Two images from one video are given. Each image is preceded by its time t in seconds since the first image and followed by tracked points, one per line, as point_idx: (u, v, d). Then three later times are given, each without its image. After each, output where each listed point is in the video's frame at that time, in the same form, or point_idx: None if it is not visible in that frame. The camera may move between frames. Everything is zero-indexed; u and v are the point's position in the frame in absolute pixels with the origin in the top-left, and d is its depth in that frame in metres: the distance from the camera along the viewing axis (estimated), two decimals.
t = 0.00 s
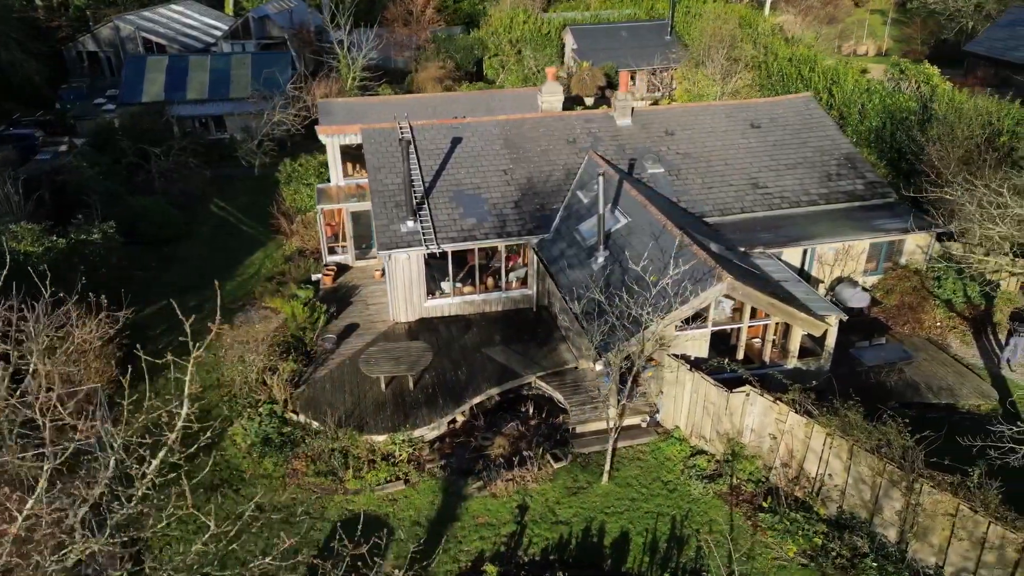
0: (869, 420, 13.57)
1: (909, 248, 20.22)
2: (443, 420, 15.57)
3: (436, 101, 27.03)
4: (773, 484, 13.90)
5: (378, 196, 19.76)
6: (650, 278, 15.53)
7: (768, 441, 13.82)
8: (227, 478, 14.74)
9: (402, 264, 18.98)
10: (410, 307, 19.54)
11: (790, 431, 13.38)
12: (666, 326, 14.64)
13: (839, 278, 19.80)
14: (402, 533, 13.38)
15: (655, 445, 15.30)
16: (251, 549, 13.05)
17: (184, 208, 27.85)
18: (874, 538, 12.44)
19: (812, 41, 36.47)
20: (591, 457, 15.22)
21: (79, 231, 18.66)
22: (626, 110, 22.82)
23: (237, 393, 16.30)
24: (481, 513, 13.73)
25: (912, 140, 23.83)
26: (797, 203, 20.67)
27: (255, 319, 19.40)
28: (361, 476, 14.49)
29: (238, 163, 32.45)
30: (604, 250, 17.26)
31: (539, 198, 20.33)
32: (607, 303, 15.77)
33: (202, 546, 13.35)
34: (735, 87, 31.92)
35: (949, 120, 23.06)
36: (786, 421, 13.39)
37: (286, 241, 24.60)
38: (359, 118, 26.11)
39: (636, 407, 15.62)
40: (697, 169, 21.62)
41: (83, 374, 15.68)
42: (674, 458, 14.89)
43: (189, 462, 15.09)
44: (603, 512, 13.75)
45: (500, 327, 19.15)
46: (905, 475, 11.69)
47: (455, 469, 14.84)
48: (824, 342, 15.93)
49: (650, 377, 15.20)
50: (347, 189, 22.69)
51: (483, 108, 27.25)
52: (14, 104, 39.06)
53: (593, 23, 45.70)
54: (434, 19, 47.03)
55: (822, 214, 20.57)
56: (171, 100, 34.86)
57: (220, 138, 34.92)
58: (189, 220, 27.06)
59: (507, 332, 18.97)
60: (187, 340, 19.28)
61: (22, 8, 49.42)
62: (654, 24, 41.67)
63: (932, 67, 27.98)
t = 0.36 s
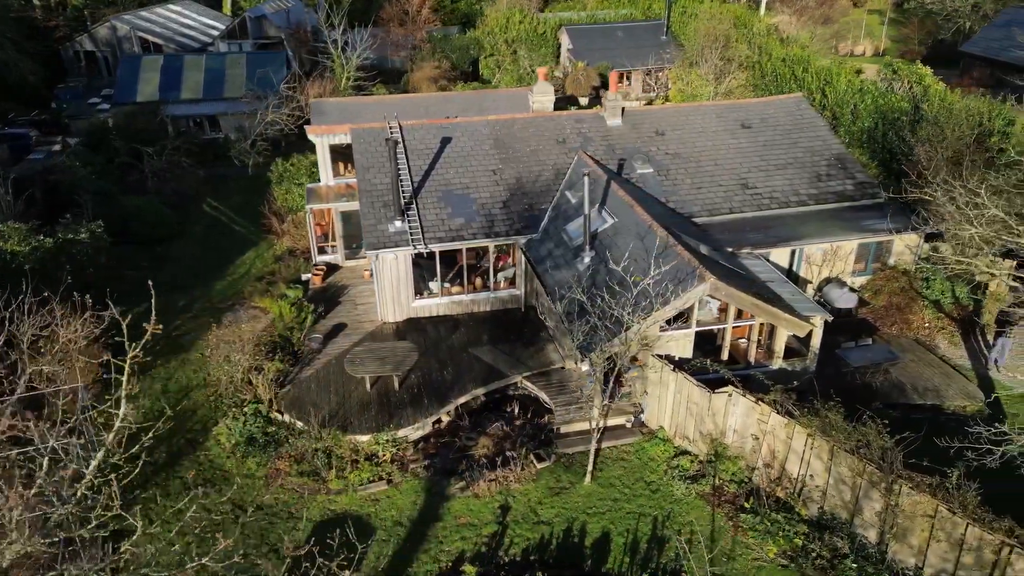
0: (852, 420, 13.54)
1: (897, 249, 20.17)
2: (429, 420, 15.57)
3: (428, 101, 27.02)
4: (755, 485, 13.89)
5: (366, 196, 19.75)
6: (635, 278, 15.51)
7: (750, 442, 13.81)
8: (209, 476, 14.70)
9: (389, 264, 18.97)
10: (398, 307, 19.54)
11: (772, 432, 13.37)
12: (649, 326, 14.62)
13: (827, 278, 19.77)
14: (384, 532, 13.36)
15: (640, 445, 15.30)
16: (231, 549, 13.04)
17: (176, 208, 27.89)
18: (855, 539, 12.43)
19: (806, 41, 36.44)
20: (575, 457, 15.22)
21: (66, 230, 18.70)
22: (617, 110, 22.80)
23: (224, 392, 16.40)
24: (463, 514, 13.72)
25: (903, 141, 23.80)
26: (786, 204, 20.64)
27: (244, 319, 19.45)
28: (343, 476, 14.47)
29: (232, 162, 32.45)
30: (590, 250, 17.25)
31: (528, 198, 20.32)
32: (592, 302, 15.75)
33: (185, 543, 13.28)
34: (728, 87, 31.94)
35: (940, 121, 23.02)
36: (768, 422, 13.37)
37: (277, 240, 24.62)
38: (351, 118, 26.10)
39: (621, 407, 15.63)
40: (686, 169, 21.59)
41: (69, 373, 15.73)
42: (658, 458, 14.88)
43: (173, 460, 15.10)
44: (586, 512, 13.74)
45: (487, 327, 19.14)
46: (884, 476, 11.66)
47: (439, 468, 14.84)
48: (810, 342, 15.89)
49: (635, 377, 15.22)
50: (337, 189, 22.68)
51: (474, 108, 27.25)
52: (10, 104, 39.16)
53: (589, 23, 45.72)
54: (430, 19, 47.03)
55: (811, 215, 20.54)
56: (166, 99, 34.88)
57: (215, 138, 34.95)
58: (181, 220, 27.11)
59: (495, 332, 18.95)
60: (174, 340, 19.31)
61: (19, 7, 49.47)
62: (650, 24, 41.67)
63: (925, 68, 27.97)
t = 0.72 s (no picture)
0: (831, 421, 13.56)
1: (886, 250, 20.13)
2: (413, 420, 15.58)
3: (420, 101, 27.03)
4: (737, 485, 13.88)
5: (353, 196, 19.76)
6: (619, 279, 15.50)
7: (732, 443, 13.81)
8: (190, 476, 14.69)
9: (375, 264, 18.96)
10: (386, 307, 19.54)
11: (753, 433, 13.36)
12: (631, 327, 14.62)
13: (815, 279, 19.75)
14: (363, 532, 13.33)
15: (622, 446, 15.29)
16: (212, 548, 13.01)
17: (167, 208, 27.91)
18: (834, 540, 12.42)
19: (801, 41, 36.42)
20: (558, 457, 15.22)
21: (53, 231, 18.74)
22: (606, 111, 22.80)
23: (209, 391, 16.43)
24: (444, 514, 13.70)
25: (893, 141, 23.77)
26: (774, 204, 20.62)
27: (232, 319, 19.46)
28: (325, 476, 14.46)
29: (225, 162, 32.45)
30: (575, 251, 17.24)
31: (516, 199, 20.31)
32: (576, 303, 15.74)
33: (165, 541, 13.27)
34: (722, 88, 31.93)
35: (930, 122, 22.99)
36: (749, 423, 13.37)
37: (267, 240, 24.63)
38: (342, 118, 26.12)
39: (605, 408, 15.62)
40: (675, 169, 21.58)
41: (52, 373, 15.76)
42: (641, 459, 14.87)
43: (156, 460, 15.11)
44: (566, 513, 13.74)
45: (474, 327, 19.13)
46: (862, 476, 11.64)
47: (421, 468, 14.82)
48: (794, 343, 15.87)
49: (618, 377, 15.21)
50: (326, 189, 22.69)
51: (466, 108, 27.25)
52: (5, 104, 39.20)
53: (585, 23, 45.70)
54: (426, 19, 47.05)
55: (800, 215, 20.52)
56: (160, 99, 34.90)
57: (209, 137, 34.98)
58: (173, 220, 27.13)
59: (481, 332, 18.93)
60: (160, 340, 19.31)
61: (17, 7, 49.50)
62: (645, 24, 41.65)
63: (917, 68, 27.96)
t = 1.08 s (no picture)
0: (810, 421, 13.55)
1: (873, 251, 20.07)
2: (396, 420, 15.58)
3: (411, 101, 27.03)
4: (717, 486, 13.86)
5: (340, 196, 19.76)
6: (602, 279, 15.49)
7: (712, 444, 13.80)
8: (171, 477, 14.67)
9: (361, 264, 18.97)
10: (372, 307, 19.54)
11: (732, 433, 13.35)
12: (613, 327, 14.61)
13: (802, 280, 19.72)
14: (343, 531, 13.32)
15: (605, 446, 15.30)
16: (191, 548, 13.02)
17: (159, 209, 27.95)
18: (813, 541, 12.39)
19: (795, 42, 36.40)
20: (540, 458, 15.22)
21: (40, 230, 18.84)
22: (595, 111, 22.79)
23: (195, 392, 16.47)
24: (424, 514, 13.70)
25: (884, 141, 23.71)
26: (762, 205, 20.59)
27: (218, 319, 19.49)
28: (306, 475, 14.47)
29: (218, 162, 32.47)
30: (560, 251, 17.22)
31: (503, 199, 20.31)
32: (559, 303, 15.73)
33: (145, 541, 13.26)
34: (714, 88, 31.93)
35: (919, 122, 22.93)
36: (728, 424, 13.36)
37: (257, 240, 24.66)
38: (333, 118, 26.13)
39: (588, 409, 15.65)
40: (663, 170, 21.56)
41: (36, 372, 15.80)
42: (622, 460, 14.86)
43: (139, 460, 15.13)
44: (547, 514, 13.71)
45: (460, 327, 19.12)
46: (838, 478, 11.63)
47: (403, 467, 14.82)
48: (778, 344, 15.84)
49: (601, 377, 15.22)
50: (315, 189, 22.69)
51: (457, 109, 27.25)
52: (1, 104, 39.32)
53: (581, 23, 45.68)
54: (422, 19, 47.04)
55: (788, 216, 20.48)
56: (155, 98, 34.96)
57: (202, 137, 35.01)
58: (164, 220, 27.17)
59: (467, 332, 18.92)
60: (146, 340, 19.33)
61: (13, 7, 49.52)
62: (641, 25, 41.65)
63: (909, 69, 27.90)
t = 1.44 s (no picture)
0: (789, 422, 13.53)
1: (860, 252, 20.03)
2: (377, 420, 15.58)
3: (401, 101, 27.04)
4: (695, 487, 13.85)
5: (326, 196, 19.77)
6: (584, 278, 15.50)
7: (690, 444, 13.80)
8: (151, 476, 14.68)
9: (346, 264, 18.97)
10: (357, 307, 19.53)
11: (710, 434, 13.34)
12: (593, 328, 14.61)
13: (788, 280, 19.70)
14: (320, 531, 13.31)
15: (585, 446, 15.29)
16: (169, 547, 13.03)
17: (150, 208, 27.98)
18: (789, 542, 12.38)
19: (788, 43, 36.35)
20: (521, 458, 15.21)
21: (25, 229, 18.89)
22: (583, 111, 22.78)
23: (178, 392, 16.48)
24: (402, 514, 13.68)
25: (873, 141, 23.66)
26: (748, 205, 20.57)
27: (204, 318, 19.52)
28: (285, 474, 14.48)
29: (210, 161, 32.50)
30: (543, 251, 17.21)
31: (489, 199, 20.30)
32: (541, 303, 15.74)
33: (122, 540, 13.25)
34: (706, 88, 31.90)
35: (908, 123, 22.87)
36: (706, 424, 13.35)
37: (246, 240, 24.69)
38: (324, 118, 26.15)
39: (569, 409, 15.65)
40: (651, 170, 21.54)
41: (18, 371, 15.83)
42: (603, 460, 14.86)
43: (120, 459, 15.15)
44: (525, 515, 13.70)
45: (445, 327, 19.11)
46: (813, 479, 11.62)
47: (383, 467, 14.81)
48: (760, 345, 15.81)
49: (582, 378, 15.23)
50: (303, 188, 22.70)
51: (447, 109, 27.25)
52: None
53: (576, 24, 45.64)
54: (417, 19, 47.04)
55: (775, 216, 20.44)
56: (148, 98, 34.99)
57: (195, 136, 35.04)
58: (154, 219, 27.20)
59: (453, 332, 18.90)
60: (131, 339, 19.36)
61: (9, 6, 49.53)
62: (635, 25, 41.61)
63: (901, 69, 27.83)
